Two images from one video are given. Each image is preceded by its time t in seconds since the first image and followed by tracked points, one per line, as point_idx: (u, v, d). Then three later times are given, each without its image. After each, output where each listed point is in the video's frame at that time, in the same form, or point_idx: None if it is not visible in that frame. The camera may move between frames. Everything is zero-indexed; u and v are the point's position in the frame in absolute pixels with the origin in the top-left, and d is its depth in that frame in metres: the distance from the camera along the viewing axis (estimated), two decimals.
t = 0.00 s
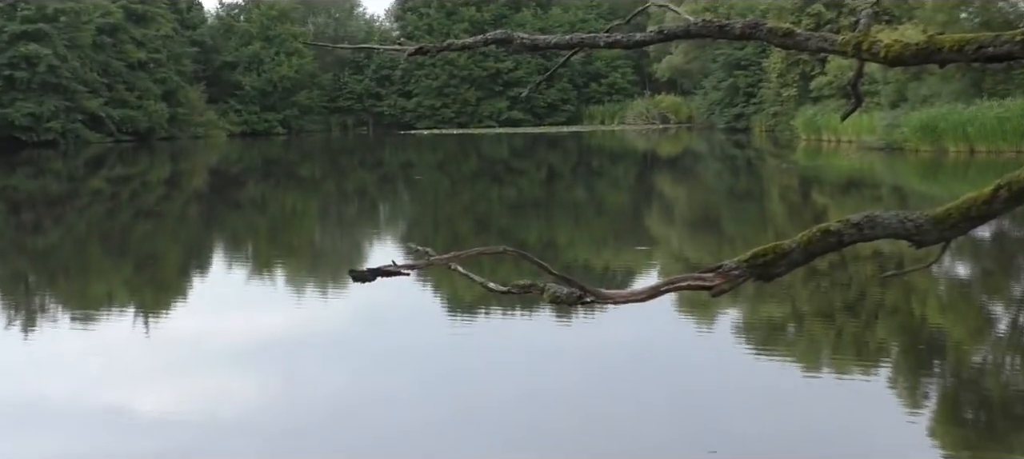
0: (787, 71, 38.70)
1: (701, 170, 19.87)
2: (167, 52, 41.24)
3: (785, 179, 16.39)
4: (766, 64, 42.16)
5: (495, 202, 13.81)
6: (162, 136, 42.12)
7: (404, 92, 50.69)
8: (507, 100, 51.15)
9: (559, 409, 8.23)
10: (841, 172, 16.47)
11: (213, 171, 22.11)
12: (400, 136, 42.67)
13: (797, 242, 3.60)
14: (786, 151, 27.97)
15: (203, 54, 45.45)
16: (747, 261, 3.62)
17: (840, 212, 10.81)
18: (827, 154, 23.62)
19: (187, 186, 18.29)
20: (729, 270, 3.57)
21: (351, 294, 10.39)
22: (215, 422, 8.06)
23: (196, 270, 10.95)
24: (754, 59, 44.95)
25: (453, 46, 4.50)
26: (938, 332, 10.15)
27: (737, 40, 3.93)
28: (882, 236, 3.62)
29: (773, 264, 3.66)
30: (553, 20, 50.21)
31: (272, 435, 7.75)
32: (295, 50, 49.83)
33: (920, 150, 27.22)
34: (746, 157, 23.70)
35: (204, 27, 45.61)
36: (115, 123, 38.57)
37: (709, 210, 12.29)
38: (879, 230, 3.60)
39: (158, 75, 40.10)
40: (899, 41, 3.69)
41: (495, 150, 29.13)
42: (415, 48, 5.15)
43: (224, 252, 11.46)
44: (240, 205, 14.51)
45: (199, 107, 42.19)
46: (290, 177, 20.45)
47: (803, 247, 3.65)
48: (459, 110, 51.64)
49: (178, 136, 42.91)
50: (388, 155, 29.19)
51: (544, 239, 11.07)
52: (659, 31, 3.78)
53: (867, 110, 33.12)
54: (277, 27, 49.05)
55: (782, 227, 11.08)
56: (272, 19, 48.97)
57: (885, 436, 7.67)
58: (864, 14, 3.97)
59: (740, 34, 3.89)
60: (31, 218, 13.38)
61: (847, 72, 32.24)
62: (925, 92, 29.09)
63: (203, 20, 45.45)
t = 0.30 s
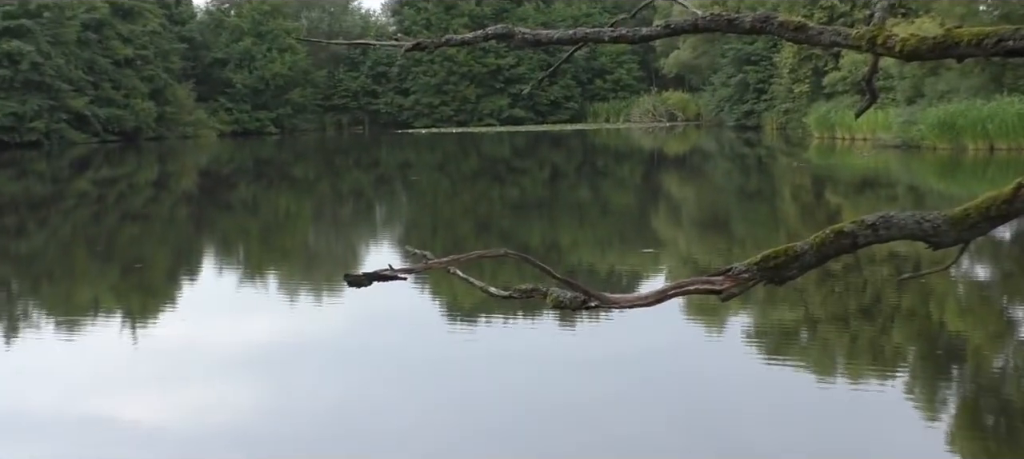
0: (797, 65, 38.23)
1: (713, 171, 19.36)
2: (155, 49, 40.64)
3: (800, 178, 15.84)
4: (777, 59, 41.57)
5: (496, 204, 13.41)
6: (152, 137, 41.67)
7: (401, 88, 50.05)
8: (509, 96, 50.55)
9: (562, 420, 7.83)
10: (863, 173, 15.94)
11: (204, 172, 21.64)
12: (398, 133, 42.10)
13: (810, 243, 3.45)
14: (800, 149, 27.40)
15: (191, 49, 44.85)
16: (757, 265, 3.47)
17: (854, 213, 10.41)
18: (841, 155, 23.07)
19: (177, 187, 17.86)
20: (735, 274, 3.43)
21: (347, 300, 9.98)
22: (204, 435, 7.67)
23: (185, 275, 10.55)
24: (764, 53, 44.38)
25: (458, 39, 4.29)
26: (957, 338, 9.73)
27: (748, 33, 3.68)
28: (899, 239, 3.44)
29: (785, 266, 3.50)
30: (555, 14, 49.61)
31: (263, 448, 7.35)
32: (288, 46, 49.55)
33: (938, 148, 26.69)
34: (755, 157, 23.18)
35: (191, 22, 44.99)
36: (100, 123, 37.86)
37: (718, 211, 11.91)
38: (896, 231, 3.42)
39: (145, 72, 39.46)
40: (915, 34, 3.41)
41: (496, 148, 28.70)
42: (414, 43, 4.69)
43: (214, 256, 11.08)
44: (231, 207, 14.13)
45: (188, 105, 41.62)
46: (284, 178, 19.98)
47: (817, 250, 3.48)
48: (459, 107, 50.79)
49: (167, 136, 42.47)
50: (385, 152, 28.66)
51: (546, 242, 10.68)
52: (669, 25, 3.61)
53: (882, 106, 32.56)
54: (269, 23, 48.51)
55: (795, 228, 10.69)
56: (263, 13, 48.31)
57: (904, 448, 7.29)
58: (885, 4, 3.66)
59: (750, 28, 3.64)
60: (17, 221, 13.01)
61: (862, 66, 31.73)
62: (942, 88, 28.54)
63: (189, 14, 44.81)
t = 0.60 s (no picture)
0: (794, 66, 37.88)
1: (708, 175, 18.93)
2: (129, 51, 39.89)
3: (796, 183, 15.48)
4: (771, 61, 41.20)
5: (483, 210, 13.10)
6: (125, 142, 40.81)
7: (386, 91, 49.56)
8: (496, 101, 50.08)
9: (553, 437, 7.51)
10: (863, 177, 15.56)
11: (179, 178, 21.18)
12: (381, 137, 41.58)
13: (811, 251, 3.57)
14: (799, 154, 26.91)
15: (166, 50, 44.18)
16: (754, 273, 3.54)
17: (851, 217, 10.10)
18: (838, 159, 22.67)
19: (151, 194, 17.49)
20: (731, 280, 3.49)
21: (328, 309, 9.68)
22: (181, 450, 7.33)
23: (162, 285, 10.21)
24: (758, 55, 44.00)
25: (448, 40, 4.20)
26: (958, 347, 9.44)
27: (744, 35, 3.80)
28: (896, 245, 3.57)
29: (782, 275, 3.59)
30: (543, 15, 49.17)
31: None
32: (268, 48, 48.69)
33: (938, 150, 26.33)
34: (749, 161, 22.74)
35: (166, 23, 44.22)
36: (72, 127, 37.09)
37: (712, 217, 11.62)
38: (893, 238, 3.56)
39: (118, 75, 38.63)
40: (913, 36, 3.55)
41: (482, 154, 28.32)
42: (402, 44, 4.47)
43: (192, 265, 10.74)
44: (209, 214, 13.79)
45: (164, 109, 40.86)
46: (261, 184, 19.55)
47: (813, 256, 3.59)
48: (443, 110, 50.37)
49: (142, 141, 41.70)
50: (366, 158, 28.25)
51: (535, 249, 10.38)
52: (665, 25, 3.69)
53: (879, 109, 32.19)
54: (248, 23, 47.77)
55: (792, 234, 10.39)
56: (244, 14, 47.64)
57: None
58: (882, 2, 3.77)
59: (745, 29, 3.76)
60: None
61: (860, 67, 31.38)
62: (943, 89, 28.20)
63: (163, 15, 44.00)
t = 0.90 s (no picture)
0: (783, 58, 37.48)
1: (693, 168, 18.57)
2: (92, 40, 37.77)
3: (784, 178, 15.16)
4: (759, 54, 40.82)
5: (462, 207, 12.74)
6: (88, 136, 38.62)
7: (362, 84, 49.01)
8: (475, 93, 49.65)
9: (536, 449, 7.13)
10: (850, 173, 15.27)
11: (145, 174, 20.61)
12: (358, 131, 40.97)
13: (799, 248, 3.59)
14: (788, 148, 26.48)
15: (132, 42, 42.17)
16: (743, 271, 3.56)
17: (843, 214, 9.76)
18: (828, 154, 22.33)
19: (115, 191, 16.98)
20: (718, 279, 3.53)
21: (300, 311, 9.31)
22: None
23: (127, 286, 9.83)
24: (746, 45, 43.81)
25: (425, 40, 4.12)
26: (953, 348, 9.09)
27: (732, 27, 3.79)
28: (889, 242, 3.59)
29: (770, 273, 3.60)
30: (528, 8, 48.73)
31: None
32: (237, 38, 47.09)
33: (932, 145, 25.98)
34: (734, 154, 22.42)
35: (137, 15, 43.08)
36: (32, 120, 35.12)
37: (698, 213, 11.27)
38: (887, 234, 3.57)
39: (82, 67, 36.48)
40: (908, 24, 3.58)
41: (461, 148, 27.85)
42: (373, 33, 4.12)
43: (158, 264, 10.36)
44: (176, 210, 13.42)
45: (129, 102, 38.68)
46: (230, 179, 19.05)
47: (803, 254, 3.61)
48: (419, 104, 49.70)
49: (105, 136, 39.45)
50: (340, 151, 27.73)
51: (515, 248, 10.01)
52: (650, 14, 3.70)
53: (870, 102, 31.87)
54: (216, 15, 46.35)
55: (780, 231, 10.04)
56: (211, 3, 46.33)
57: None
58: None
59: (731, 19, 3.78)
60: None
61: (850, 60, 31.05)
62: (937, 80, 27.90)
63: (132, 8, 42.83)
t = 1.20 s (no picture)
0: (780, 45, 37.21)
1: (691, 160, 18.30)
2: (65, 27, 36.25)
3: (784, 168, 14.93)
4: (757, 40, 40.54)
5: (450, 200, 12.40)
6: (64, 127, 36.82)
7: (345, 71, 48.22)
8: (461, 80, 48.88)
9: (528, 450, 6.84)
10: (855, 164, 15.14)
11: (122, 166, 20.13)
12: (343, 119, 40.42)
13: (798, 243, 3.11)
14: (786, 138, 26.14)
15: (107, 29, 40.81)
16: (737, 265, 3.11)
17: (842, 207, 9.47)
18: (826, 142, 22.03)
19: (90, 183, 16.58)
20: (713, 274, 3.08)
21: (283, 307, 9.02)
22: None
23: (104, 281, 9.54)
24: (742, 32, 43.18)
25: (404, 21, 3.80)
26: (957, 345, 8.79)
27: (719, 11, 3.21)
28: (893, 236, 3.12)
29: (767, 268, 3.14)
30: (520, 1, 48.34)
31: None
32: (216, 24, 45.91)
33: (934, 134, 25.71)
34: (732, 144, 22.14)
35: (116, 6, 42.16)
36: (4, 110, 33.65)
37: (694, 206, 10.98)
38: (888, 227, 3.10)
39: (56, 55, 35.33)
40: (909, 12, 3.11)
41: (449, 137, 27.43)
42: (357, 20, 3.75)
43: (136, 259, 10.08)
44: (155, 205, 13.12)
45: (106, 90, 36.81)
46: (212, 172, 18.63)
47: (801, 248, 3.14)
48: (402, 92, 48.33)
49: (81, 127, 37.54)
50: (325, 142, 27.28)
51: (505, 242, 9.72)
52: (643, 2, 3.38)
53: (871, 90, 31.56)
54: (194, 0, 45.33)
55: (778, 224, 9.74)
56: None
57: None
58: None
59: (724, 5, 3.19)
60: None
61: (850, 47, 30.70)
62: (940, 68, 27.63)
63: None
